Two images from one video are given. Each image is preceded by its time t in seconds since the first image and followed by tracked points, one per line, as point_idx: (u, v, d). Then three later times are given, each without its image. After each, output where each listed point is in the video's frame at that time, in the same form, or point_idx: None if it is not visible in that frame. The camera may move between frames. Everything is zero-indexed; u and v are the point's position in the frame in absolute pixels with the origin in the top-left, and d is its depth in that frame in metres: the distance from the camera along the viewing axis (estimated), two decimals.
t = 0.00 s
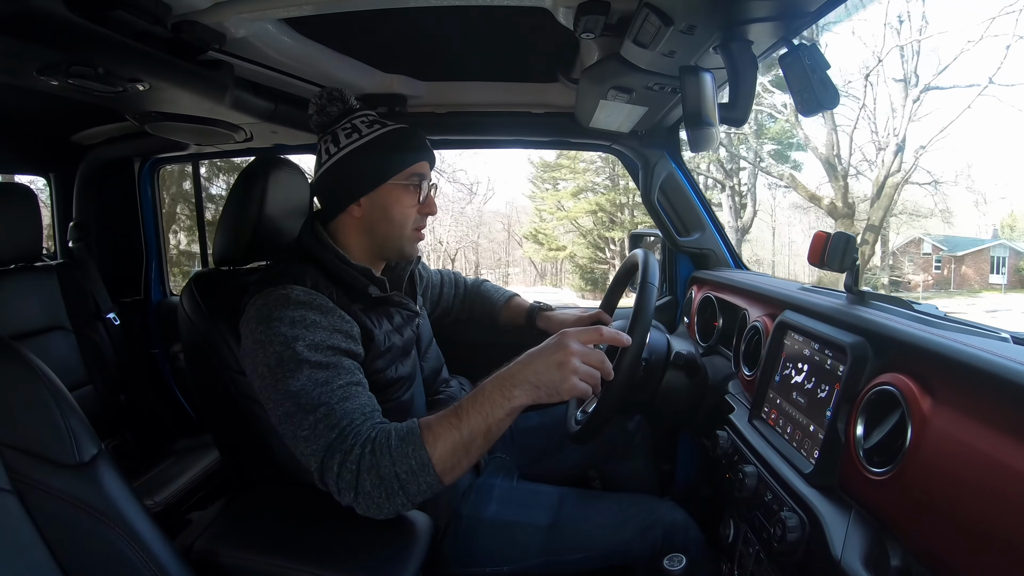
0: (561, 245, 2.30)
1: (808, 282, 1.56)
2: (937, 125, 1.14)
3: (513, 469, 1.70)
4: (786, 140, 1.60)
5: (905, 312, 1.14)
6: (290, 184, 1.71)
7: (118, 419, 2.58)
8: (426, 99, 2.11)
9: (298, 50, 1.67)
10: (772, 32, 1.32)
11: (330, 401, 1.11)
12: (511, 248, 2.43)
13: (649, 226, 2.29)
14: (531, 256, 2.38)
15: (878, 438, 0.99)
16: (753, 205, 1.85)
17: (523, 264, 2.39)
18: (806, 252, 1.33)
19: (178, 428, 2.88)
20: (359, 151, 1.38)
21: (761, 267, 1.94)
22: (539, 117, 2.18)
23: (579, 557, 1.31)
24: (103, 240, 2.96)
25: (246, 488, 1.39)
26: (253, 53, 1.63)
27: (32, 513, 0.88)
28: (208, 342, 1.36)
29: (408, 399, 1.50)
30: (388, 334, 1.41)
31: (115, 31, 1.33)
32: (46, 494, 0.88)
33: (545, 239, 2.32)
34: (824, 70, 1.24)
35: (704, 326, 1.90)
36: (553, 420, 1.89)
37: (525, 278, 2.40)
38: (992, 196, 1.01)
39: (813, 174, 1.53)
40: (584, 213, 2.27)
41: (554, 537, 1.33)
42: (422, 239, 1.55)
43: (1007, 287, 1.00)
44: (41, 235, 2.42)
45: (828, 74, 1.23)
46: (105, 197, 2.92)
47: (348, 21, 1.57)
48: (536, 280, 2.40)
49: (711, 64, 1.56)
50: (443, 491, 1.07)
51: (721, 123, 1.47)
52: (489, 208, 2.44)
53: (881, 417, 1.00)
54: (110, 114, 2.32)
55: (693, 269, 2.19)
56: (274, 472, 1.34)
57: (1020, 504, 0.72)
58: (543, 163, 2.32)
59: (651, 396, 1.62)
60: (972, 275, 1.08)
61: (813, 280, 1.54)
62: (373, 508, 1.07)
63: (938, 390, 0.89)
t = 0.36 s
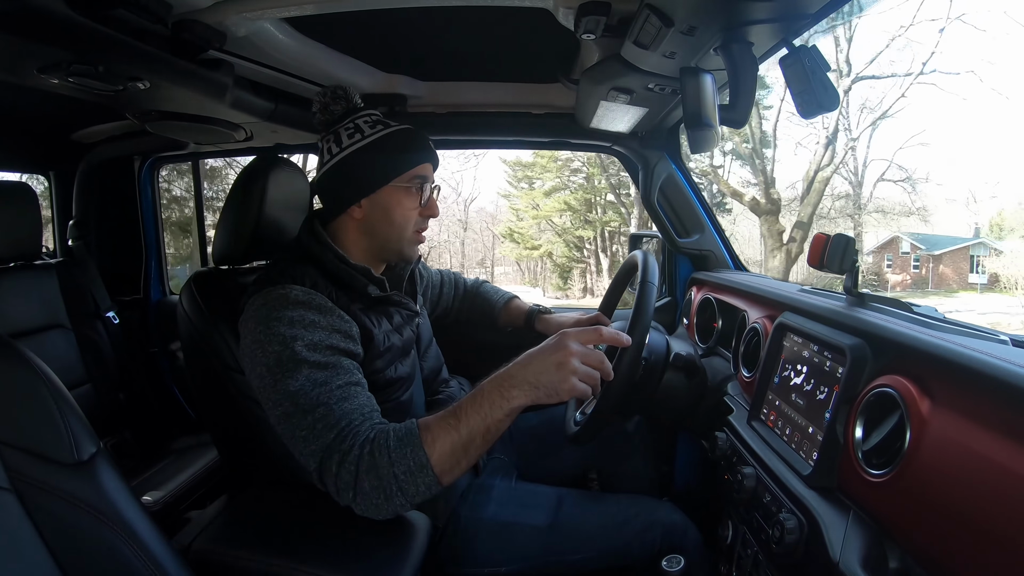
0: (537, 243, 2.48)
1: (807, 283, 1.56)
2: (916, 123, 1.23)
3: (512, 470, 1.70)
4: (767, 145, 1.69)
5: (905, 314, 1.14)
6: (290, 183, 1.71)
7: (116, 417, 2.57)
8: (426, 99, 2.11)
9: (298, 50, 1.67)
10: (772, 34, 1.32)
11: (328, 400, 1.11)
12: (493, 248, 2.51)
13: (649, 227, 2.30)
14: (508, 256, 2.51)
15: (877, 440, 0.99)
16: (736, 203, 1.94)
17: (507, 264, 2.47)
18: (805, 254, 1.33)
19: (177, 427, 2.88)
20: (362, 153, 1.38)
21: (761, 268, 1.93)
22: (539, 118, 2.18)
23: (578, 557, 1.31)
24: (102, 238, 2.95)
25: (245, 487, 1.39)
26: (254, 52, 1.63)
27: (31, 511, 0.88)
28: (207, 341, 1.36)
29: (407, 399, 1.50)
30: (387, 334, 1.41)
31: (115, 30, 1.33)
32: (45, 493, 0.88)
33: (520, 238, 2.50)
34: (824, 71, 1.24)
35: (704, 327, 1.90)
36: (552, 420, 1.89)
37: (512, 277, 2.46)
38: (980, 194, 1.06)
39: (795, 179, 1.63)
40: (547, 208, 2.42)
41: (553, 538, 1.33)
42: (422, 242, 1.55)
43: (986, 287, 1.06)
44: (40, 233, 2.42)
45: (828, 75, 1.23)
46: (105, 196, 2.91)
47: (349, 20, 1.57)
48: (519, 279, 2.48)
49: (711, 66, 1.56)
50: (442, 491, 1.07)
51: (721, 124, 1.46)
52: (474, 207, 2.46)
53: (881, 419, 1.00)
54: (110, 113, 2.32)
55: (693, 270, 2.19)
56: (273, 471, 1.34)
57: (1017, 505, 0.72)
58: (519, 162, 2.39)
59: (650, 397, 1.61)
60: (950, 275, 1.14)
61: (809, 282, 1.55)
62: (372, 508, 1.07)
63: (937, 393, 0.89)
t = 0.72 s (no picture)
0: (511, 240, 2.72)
1: (807, 286, 1.55)
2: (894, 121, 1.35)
3: (511, 471, 1.70)
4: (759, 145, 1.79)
5: (904, 316, 1.14)
6: (289, 184, 1.72)
7: (115, 419, 2.57)
8: (425, 100, 2.11)
9: (298, 51, 1.67)
10: (771, 36, 1.32)
11: (327, 401, 1.11)
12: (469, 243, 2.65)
13: (648, 228, 2.31)
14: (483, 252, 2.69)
15: (877, 441, 0.99)
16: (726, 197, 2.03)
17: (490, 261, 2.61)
18: (805, 255, 1.34)
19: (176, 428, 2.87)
20: (352, 153, 1.38)
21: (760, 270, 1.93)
22: (539, 120, 2.19)
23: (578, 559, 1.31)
24: (102, 240, 2.95)
25: (244, 488, 1.38)
26: (253, 54, 1.63)
27: (29, 512, 0.87)
28: (205, 342, 1.36)
29: (406, 400, 1.49)
30: (385, 335, 1.41)
31: (116, 31, 1.33)
32: (44, 494, 0.88)
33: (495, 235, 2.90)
34: (824, 73, 1.23)
35: (704, 329, 1.90)
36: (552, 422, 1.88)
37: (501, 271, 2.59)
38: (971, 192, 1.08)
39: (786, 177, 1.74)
40: (527, 211, 2.90)
41: (552, 540, 1.33)
42: (419, 240, 1.53)
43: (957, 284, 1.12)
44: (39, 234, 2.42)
45: (827, 77, 1.23)
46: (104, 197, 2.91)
47: (350, 21, 1.57)
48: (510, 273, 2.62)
49: (710, 68, 1.57)
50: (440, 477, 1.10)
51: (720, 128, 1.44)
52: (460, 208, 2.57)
53: (880, 419, 1.00)
54: (110, 114, 2.32)
55: (692, 271, 2.19)
56: (272, 473, 1.34)
57: (1017, 506, 0.72)
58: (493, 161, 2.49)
59: (650, 399, 1.61)
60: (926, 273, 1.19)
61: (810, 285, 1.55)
62: (371, 508, 1.08)
63: (937, 394, 0.89)
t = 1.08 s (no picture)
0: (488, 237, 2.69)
1: (807, 285, 1.55)
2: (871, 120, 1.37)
3: (511, 469, 1.70)
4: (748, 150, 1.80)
5: (903, 315, 1.14)
6: (288, 182, 1.71)
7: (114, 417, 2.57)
8: (426, 98, 2.11)
9: (297, 49, 1.67)
10: (771, 35, 1.32)
11: (325, 400, 1.11)
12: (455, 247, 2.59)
13: (649, 227, 2.30)
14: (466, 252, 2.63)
15: (876, 440, 0.99)
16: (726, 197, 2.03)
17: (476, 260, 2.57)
18: (805, 254, 1.33)
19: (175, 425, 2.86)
20: (354, 150, 1.38)
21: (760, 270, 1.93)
22: (539, 118, 2.18)
23: (578, 558, 1.31)
24: (102, 237, 2.95)
25: (243, 486, 1.38)
26: (253, 51, 1.63)
27: (29, 510, 0.87)
28: (204, 340, 1.36)
29: (405, 399, 1.49)
30: (385, 333, 1.41)
31: (115, 28, 1.33)
32: (43, 491, 0.88)
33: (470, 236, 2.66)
34: (824, 72, 1.23)
35: (703, 328, 1.90)
36: (552, 421, 1.88)
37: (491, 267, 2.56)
38: (961, 188, 1.12)
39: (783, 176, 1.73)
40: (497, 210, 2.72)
41: (551, 538, 1.33)
42: (420, 240, 1.53)
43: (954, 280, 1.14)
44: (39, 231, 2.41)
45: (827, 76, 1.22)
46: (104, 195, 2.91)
47: (350, 18, 1.56)
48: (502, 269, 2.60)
49: (710, 66, 1.56)
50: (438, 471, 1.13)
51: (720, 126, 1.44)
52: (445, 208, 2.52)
53: (881, 418, 0.99)
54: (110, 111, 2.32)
55: (692, 270, 2.19)
56: (271, 470, 1.34)
57: (1015, 508, 0.72)
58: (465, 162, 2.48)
59: (649, 398, 1.61)
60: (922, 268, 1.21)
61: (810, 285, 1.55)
62: (369, 504, 1.09)
63: (937, 394, 0.89)
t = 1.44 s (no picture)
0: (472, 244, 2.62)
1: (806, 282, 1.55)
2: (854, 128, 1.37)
3: (511, 467, 1.70)
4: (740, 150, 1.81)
5: (902, 312, 1.14)
6: (287, 182, 1.71)
7: (114, 417, 2.57)
8: (424, 97, 2.10)
9: (294, 48, 1.66)
10: (770, 32, 1.31)
11: (325, 401, 1.11)
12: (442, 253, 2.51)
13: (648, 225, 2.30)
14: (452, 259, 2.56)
15: (875, 436, 0.99)
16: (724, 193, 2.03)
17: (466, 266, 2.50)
18: (805, 250, 1.34)
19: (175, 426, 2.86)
20: (353, 148, 1.38)
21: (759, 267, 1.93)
22: (538, 116, 2.18)
23: (579, 555, 1.31)
24: (100, 238, 2.95)
25: (243, 486, 1.38)
26: (250, 51, 1.63)
27: (30, 511, 0.87)
28: (203, 340, 1.36)
29: (404, 399, 1.49)
30: (384, 333, 1.41)
31: (113, 29, 1.33)
32: (43, 493, 0.88)
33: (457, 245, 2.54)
34: (822, 69, 1.23)
35: (703, 325, 1.90)
36: (552, 419, 1.88)
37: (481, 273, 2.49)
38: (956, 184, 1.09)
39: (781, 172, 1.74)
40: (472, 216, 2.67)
41: (551, 536, 1.33)
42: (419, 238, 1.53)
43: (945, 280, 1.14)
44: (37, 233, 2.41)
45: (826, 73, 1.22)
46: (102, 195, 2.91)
47: (348, 18, 1.56)
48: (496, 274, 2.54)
49: (708, 64, 1.56)
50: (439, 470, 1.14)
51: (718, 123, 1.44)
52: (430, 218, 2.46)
53: (880, 413, 1.00)
54: (107, 112, 2.31)
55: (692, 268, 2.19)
56: (272, 470, 1.34)
57: (1015, 504, 0.72)
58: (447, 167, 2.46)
59: (649, 396, 1.61)
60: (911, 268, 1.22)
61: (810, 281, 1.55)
62: (370, 504, 1.09)
63: (936, 390, 0.89)
